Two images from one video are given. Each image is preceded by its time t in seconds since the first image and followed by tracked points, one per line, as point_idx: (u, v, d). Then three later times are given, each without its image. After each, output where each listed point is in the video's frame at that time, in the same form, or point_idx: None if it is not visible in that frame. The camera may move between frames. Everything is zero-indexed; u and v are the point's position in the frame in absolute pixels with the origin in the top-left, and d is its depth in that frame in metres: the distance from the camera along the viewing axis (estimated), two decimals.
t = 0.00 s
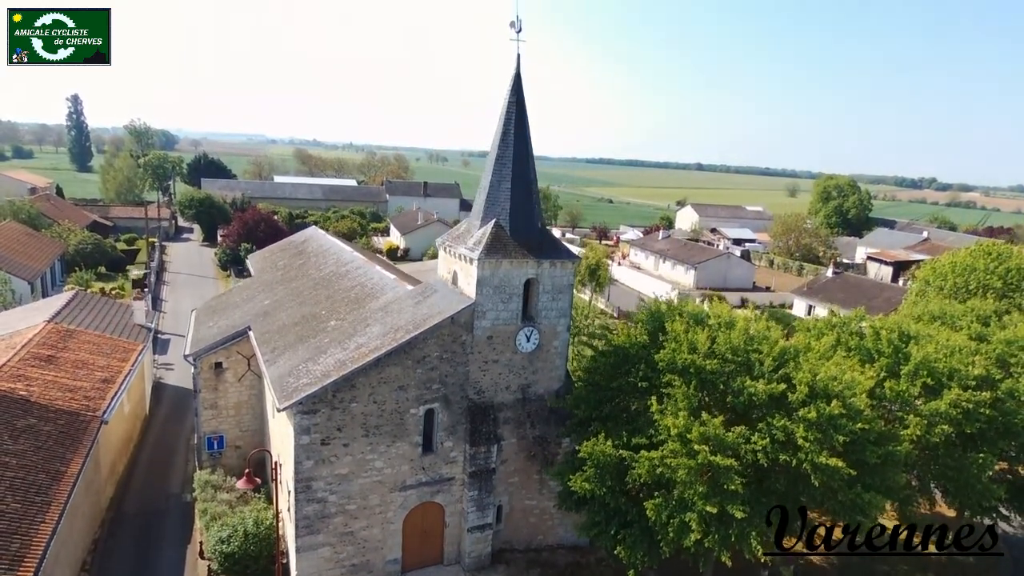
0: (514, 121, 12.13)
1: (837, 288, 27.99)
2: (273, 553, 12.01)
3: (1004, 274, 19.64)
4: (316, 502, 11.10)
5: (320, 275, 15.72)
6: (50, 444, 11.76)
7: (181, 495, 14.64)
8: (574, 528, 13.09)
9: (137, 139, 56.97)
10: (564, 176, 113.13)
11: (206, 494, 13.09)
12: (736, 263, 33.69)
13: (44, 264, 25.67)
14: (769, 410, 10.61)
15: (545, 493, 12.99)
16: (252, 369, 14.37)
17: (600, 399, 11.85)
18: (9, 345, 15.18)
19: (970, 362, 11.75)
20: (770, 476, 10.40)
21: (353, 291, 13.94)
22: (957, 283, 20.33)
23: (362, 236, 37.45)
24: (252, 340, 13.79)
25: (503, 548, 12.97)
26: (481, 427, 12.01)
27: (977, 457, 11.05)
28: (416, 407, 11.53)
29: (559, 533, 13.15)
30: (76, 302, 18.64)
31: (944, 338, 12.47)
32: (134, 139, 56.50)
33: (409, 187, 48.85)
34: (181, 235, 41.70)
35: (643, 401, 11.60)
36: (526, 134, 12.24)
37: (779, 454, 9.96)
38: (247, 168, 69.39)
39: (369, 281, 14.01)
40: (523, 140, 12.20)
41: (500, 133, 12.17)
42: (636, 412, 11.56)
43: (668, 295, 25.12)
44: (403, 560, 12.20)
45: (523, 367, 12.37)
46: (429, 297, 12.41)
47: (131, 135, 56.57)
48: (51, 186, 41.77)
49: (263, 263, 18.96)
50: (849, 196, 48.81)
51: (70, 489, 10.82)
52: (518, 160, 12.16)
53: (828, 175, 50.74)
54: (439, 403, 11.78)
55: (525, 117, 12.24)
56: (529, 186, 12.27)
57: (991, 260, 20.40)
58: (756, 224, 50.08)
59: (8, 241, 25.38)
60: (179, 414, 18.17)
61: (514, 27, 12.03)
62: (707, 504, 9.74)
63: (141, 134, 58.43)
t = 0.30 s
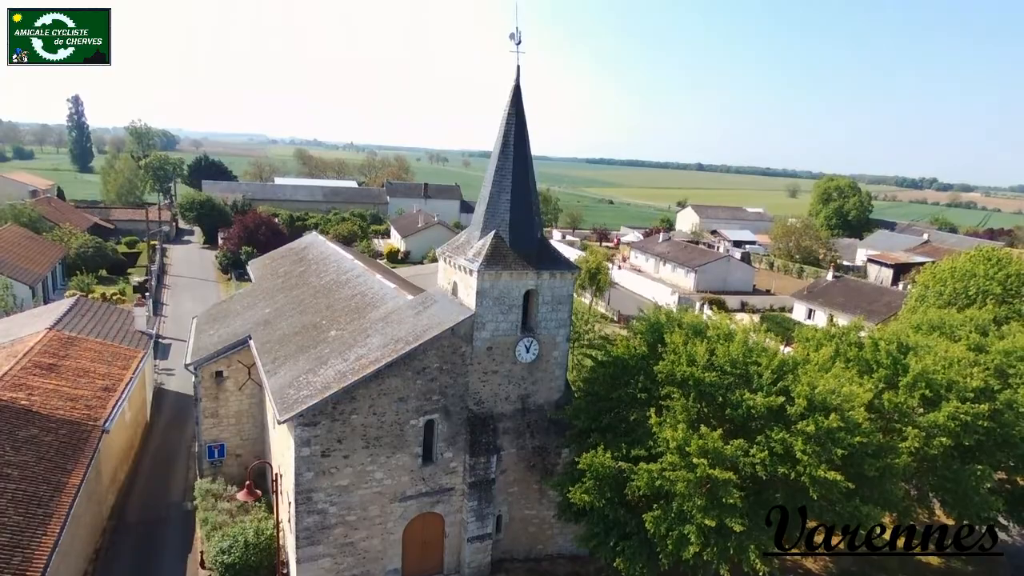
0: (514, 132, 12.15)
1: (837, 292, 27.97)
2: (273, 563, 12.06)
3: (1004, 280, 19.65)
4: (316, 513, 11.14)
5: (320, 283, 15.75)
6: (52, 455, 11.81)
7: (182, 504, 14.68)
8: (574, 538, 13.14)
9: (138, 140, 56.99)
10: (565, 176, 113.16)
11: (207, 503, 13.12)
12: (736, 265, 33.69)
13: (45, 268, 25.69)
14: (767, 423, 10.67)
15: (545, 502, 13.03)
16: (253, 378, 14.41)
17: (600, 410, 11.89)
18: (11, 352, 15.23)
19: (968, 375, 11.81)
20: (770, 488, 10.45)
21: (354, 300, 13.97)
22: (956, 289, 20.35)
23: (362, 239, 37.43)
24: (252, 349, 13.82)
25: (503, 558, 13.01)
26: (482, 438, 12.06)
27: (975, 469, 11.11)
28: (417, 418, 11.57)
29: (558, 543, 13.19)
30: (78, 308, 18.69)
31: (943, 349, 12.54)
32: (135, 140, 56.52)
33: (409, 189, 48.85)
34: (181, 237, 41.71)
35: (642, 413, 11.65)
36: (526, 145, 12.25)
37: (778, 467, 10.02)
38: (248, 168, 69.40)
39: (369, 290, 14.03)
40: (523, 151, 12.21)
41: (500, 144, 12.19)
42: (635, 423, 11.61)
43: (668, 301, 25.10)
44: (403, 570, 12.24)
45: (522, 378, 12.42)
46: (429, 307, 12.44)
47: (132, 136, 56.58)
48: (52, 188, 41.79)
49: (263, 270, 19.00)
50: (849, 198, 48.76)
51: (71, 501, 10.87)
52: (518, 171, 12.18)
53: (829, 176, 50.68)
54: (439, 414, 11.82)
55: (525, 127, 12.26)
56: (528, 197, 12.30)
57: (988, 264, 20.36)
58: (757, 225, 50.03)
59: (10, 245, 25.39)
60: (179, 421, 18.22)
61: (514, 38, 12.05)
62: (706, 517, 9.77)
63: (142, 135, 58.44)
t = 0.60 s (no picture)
0: (513, 147, 12.18)
1: (837, 297, 27.97)
2: None
3: (1003, 287, 19.74)
4: (316, 527, 11.20)
5: (320, 293, 15.79)
6: (53, 468, 11.87)
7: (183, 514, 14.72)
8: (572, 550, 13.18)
9: (139, 141, 56.95)
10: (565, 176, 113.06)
11: (207, 515, 13.17)
12: (736, 269, 33.72)
13: (46, 274, 25.69)
14: (765, 439, 10.76)
15: (544, 514, 13.06)
16: (253, 390, 14.44)
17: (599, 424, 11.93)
18: (12, 363, 15.25)
19: (966, 389, 11.89)
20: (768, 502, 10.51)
21: (354, 311, 14.01)
22: (955, 295, 20.36)
23: (362, 242, 37.41)
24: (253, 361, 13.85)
25: (503, 570, 13.05)
26: (482, 451, 12.12)
27: (973, 484, 11.17)
28: (417, 431, 11.63)
29: (558, 555, 13.22)
30: (78, 316, 18.72)
31: (941, 363, 12.63)
32: (136, 142, 56.45)
33: (409, 191, 48.80)
34: (181, 240, 41.68)
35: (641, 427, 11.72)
36: (526, 159, 12.29)
37: (776, 483, 10.10)
38: (249, 169, 69.34)
39: (369, 302, 14.07)
40: (522, 165, 12.25)
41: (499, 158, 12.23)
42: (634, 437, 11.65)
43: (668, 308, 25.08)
44: None
45: (522, 391, 12.47)
46: (429, 320, 12.47)
47: (133, 138, 56.54)
48: (53, 190, 41.74)
49: (263, 279, 19.04)
50: (849, 200, 48.72)
51: (73, 516, 10.93)
52: (517, 185, 12.22)
53: (829, 178, 50.65)
54: (439, 428, 11.87)
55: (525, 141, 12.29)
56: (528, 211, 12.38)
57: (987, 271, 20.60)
58: (757, 227, 49.98)
59: (10, 251, 25.39)
60: (180, 429, 18.26)
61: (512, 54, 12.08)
62: (705, 533, 9.83)
63: (143, 136, 58.38)
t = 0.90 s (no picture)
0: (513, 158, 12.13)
1: (837, 300, 27.97)
2: None
3: (1003, 293, 19.94)
4: (317, 538, 11.23)
5: (321, 301, 15.82)
6: (55, 478, 11.89)
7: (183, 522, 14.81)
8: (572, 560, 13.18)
9: (139, 142, 56.77)
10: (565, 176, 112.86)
11: (208, 524, 13.20)
12: (736, 273, 33.70)
13: (46, 278, 25.65)
14: (763, 450, 10.88)
15: (544, 524, 13.08)
16: (253, 398, 14.45)
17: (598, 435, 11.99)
18: (12, 372, 15.26)
19: (964, 400, 12.01)
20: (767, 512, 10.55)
21: (354, 320, 14.02)
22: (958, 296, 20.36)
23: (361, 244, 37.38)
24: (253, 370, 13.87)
25: None
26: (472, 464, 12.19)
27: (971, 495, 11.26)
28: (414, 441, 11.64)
29: (558, 565, 13.21)
30: (79, 323, 18.73)
31: (939, 373, 12.74)
32: (136, 142, 56.30)
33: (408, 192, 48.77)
34: (182, 241, 41.62)
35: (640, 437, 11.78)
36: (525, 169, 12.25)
37: (774, 495, 10.21)
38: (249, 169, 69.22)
39: (369, 311, 14.09)
40: (522, 176, 12.20)
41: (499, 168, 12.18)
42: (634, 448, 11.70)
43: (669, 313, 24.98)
44: None
45: (521, 401, 12.51)
46: (429, 330, 12.50)
47: (134, 138, 56.37)
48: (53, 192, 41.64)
49: (264, 286, 19.11)
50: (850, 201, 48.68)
51: (74, 527, 10.95)
52: (518, 196, 12.18)
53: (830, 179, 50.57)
54: (439, 438, 11.89)
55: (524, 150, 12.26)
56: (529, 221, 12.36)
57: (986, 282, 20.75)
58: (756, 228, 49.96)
59: (10, 255, 25.32)
60: (181, 436, 18.27)
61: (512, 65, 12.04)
62: (704, 546, 9.93)
63: (143, 137, 58.23)
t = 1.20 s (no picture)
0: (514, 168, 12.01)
1: (835, 304, 28.05)
2: None
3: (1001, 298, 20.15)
4: (317, 548, 11.27)
5: (321, 309, 15.87)
6: (55, 489, 11.89)
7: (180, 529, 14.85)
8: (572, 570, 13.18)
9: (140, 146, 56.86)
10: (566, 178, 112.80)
11: (209, 532, 13.25)
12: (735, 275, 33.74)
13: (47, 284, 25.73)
14: (763, 462, 11.04)
15: (544, 533, 13.07)
16: (254, 406, 14.48)
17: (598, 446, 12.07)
18: (14, 379, 15.28)
19: (964, 409, 12.06)
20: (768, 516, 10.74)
21: (354, 329, 14.06)
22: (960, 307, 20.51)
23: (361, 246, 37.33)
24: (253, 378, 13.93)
25: None
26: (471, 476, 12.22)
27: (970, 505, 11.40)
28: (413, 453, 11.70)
29: (559, 574, 12.95)
30: (80, 329, 18.73)
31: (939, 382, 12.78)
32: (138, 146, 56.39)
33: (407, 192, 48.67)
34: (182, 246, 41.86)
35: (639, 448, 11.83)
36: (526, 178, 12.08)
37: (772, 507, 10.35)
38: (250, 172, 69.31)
39: (370, 319, 14.13)
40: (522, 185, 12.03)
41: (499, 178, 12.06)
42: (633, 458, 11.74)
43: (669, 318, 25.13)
44: None
45: (521, 410, 12.55)
46: (428, 340, 12.52)
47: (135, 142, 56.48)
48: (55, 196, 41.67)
49: (264, 292, 19.18)
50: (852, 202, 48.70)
51: (75, 537, 10.99)
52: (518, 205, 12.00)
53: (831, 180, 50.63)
54: (439, 449, 11.93)
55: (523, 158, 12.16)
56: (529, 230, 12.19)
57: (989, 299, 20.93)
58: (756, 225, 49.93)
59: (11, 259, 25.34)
60: (181, 441, 18.29)
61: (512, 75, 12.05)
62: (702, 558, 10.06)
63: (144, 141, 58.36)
